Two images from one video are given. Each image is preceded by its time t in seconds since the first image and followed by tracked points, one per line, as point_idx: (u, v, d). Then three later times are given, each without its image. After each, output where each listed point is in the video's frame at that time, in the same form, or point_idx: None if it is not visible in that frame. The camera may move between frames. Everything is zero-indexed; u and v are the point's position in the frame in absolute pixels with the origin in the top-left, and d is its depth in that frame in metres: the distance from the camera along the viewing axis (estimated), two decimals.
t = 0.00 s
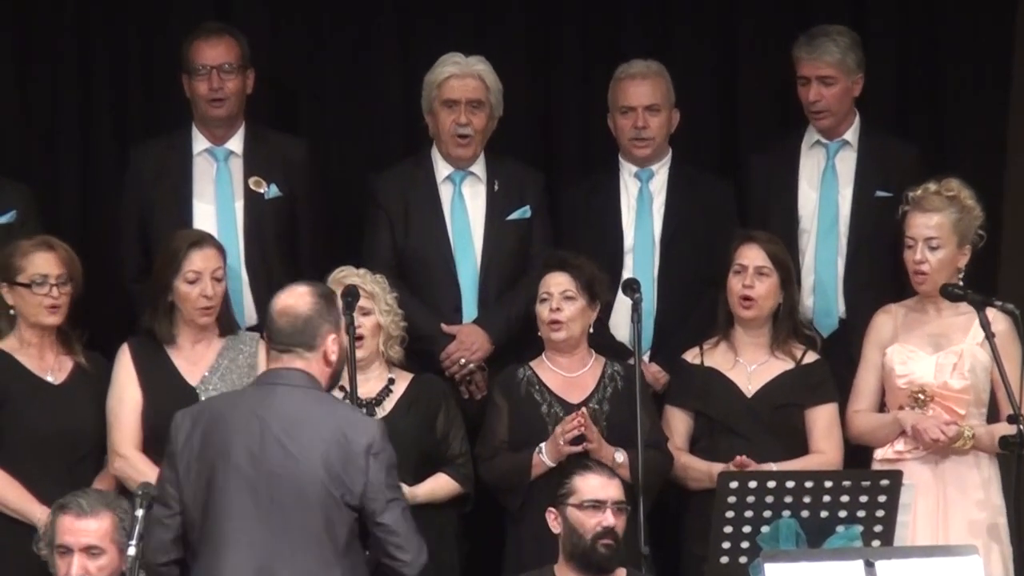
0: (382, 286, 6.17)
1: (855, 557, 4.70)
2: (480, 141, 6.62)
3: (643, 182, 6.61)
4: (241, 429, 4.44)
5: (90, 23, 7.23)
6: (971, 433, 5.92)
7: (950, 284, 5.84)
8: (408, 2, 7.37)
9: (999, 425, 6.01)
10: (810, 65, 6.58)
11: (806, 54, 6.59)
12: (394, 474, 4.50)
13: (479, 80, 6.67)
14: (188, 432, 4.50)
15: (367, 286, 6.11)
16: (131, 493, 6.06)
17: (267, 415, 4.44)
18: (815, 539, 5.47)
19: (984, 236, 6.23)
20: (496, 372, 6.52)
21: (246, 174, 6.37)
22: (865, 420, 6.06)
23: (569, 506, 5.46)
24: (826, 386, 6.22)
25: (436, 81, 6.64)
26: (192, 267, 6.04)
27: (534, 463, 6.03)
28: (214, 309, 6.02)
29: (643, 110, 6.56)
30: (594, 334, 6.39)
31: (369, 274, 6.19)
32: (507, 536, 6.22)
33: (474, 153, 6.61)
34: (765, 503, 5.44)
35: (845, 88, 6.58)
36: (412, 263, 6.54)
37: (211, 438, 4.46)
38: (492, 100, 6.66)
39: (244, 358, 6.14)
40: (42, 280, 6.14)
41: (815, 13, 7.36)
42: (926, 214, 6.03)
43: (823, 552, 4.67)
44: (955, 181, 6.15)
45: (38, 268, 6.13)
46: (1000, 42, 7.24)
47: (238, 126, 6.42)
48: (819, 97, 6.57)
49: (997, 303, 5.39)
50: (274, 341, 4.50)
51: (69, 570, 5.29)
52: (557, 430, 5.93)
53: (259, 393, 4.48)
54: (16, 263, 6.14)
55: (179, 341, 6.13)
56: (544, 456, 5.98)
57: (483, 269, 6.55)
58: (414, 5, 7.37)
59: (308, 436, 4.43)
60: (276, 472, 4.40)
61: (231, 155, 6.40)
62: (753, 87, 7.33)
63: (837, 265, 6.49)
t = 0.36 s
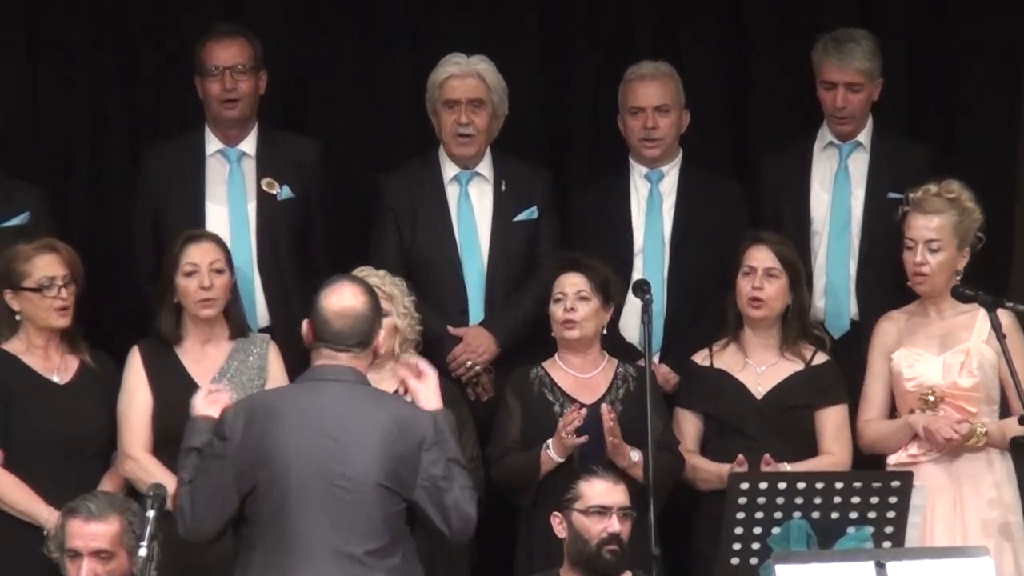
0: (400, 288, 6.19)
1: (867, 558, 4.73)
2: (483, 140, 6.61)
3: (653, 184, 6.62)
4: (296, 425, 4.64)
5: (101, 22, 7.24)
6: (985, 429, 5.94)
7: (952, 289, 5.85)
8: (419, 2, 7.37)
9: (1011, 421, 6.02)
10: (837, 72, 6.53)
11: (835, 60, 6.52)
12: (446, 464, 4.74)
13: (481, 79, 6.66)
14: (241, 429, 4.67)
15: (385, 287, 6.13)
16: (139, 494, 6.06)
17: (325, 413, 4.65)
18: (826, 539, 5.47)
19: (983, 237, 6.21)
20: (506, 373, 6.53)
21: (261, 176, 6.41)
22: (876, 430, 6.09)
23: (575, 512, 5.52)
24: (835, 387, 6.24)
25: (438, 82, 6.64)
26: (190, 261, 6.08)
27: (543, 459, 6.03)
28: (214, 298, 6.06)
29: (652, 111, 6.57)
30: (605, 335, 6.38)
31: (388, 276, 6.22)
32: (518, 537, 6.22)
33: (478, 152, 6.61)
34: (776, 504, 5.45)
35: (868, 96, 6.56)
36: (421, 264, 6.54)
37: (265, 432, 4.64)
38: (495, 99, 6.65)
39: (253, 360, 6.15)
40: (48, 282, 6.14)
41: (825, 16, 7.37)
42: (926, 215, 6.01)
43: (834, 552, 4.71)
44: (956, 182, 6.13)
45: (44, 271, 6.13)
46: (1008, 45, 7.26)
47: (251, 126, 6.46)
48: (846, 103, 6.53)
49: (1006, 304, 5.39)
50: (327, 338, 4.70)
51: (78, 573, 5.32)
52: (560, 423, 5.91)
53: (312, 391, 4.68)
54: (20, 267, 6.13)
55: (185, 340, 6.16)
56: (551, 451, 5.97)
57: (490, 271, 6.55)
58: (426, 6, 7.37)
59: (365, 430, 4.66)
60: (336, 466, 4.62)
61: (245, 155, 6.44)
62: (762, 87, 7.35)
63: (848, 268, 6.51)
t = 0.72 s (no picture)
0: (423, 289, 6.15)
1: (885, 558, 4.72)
2: (494, 144, 6.59)
3: (673, 184, 6.62)
4: (351, 411, 4.69)
5: (117, 21, 7.25)
6: (1002, 429, 5.96)
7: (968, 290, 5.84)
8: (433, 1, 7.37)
9: None
10: (855, 74, 6.53)
11: (853, 62, 6.52)
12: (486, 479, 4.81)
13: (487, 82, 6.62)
14: (291, 415, 4.72)
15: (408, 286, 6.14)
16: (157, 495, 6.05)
17: (377, 407, 4.70)
18: (846, 539, 5.48)
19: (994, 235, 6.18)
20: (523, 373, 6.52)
21: (280, 176, 6.43)
22: (893, 431, 6.10)
23: (583, 514, 5.52)
24: (852, 387, 6.24)
25: (447, 87, 6.62)
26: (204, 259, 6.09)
27: (567, 463, 6.05)
28: (230, 298, 6.07)
29: (673, 113, 6.57)
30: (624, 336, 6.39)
31: (410, 276, 6.16)
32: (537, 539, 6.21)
33: (490, 156, 6.60)
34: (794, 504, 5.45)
35: (884, 97, 6.58)
36: (437, 264, 6.53)
37: (318, 417, 4.69)
38: (504, 103, 6.62)
39: (269, 362, 6.15)
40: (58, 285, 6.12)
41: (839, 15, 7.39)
42: (938, 216, 5.99)
43: (853, 553, 4.71)
44: (966, 181, 6.11)
45: (53, 274, 6.11)
46: None
47: (273, 127, 6.49)
48: (863, 105, 6.55)
49: None
50: (386, 341, 4.74)
51: (100, 572, 5.19)
52: (592, 430, 5.97)
53: (363, 385, 4.73)
54: (30, 271, 6.11)
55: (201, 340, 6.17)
56: (579, 456, 6.01)
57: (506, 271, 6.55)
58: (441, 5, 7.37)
59: (416, 426, 4.72)
60: (383, 460, 4.66)
61: (266, 155, 6.47)
62: (777, 87, 7.37)
63: (864, 266, 6.51)
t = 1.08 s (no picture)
0: (448, 292, 6.16)
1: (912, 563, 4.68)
2: (506, 151, 6.50)
3: (702, 188, 6.64)
4: (371, 427, 4.62)
5: (138, 22, 7.27)
6: None
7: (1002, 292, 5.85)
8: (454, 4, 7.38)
9: None
10: (881, 79, 6.56)
11: (879, 66, 6.55)
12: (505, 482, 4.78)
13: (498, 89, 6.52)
14: (307, 431, 4.62)
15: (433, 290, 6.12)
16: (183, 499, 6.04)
17: (396, 422, 4.64)
18: (873, 543, 5.47)
19: None
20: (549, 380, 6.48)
21: (307, 181, 6.42)
22: (918, 432, 6.09)
23: (602, 518, 5.53)
24: (878, 391, 6.24)
25: (457, 96, 6.54)
26: (229, 263, 6.05)
27: (589, 464, 6.05)
28: (256, 302, 6.04)
29: (705, 115, 6.60)
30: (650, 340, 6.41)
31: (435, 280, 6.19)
32: (564, 544, 6.21)
33: (503, 163, 6.51)
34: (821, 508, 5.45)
35: (911, 101, 6.60)
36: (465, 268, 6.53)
37: (334, 443, 4.61)
38: (514, 110, 6.51)
39: (294, 367, 6.10)
40: (85, 292, 6.09)
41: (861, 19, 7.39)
42: (974, 219, 6.02)
43: (879, 558, 4.68)
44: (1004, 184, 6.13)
45: (83, 281, 6.08)
46: None
47: (299, 132, 6.47)
48: (889, 110, 6.57)
49: None
50: (398, 347, 4.65)
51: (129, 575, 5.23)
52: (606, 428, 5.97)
53: (379, 399, 4.65)
54: (60, 276, 6.09)
55: (227, 344, 6.13)
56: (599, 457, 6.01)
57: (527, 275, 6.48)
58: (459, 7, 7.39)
59: (431, 443, 4.65)
60: (405, 475, 4.62)
61: (293, 160, 6.45)
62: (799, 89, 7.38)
63: (890, 270, 6.53)
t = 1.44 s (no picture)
0: (483, 291, 6.20)
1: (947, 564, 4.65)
2: (518, 153, 6.47)
3: (737, 189, 6.61)
4: (348, 443, 4.65)
5: (173, 20, 7.28)
6: None
7: None
8: (487, 2, 7.37)
9: None
10: (922, 79, 6.51)
11: (921, 67, 6.49)
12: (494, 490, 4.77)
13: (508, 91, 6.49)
14: (286, 452, 4.68)
15: (465, 289, 6.16)
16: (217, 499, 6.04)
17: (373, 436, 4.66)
18: (907, 543, 5.42)
19: None
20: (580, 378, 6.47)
21: (339, 182, 6.42)
22: (952, 429, 6.06)
23: (632, 519, 5.52)
24: (913, 391, 6.21)
25: (468, 98, 6.51)
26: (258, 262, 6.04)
27: (626, 463, 6.02)
28: (285, 301, 6.03)
29: (739, 116, 6.57)
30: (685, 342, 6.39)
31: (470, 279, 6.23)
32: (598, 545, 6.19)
33: (515, 164, 6.47)
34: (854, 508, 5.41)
35: (952, 101, 6.55)
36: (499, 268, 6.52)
37: (312, 460, 4.65)
38: (526, 111, 6.49)
39: (324, 366, 6.09)
40: (120, 291, 6.10)
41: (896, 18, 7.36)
42: (1018, 218, 5.96)
43: (912, 558, 4.65)
44: None
45: (117, 279, 6.09)
46: None
47: (331, 132, 6.46)
48: (930, 110, 6.53)
49: None
50: (377, 362, 4.68)
51: (161, 575, 5.22)
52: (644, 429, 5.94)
53: (358, 415, 4.68)
54: (95, 274, 6.10)
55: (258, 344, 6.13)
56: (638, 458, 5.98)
57: (560, 275, 6.45)
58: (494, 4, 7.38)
59: (412, 454, 4.66)
60: (385, 488, 4.63)
61: (324, 160, 6.44)
62: (835, 88, 7.35)
63: (928, 270, 6.50)
